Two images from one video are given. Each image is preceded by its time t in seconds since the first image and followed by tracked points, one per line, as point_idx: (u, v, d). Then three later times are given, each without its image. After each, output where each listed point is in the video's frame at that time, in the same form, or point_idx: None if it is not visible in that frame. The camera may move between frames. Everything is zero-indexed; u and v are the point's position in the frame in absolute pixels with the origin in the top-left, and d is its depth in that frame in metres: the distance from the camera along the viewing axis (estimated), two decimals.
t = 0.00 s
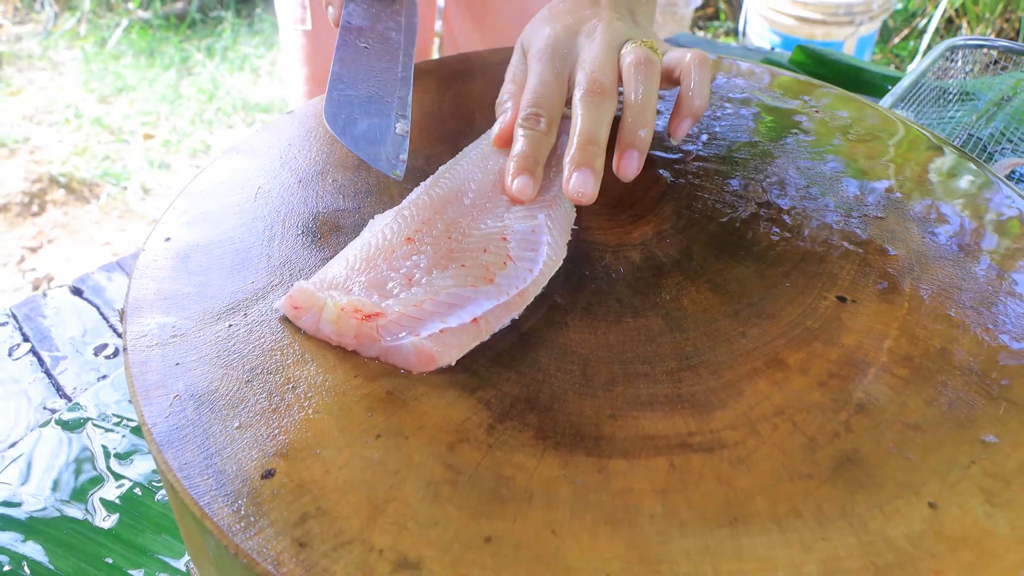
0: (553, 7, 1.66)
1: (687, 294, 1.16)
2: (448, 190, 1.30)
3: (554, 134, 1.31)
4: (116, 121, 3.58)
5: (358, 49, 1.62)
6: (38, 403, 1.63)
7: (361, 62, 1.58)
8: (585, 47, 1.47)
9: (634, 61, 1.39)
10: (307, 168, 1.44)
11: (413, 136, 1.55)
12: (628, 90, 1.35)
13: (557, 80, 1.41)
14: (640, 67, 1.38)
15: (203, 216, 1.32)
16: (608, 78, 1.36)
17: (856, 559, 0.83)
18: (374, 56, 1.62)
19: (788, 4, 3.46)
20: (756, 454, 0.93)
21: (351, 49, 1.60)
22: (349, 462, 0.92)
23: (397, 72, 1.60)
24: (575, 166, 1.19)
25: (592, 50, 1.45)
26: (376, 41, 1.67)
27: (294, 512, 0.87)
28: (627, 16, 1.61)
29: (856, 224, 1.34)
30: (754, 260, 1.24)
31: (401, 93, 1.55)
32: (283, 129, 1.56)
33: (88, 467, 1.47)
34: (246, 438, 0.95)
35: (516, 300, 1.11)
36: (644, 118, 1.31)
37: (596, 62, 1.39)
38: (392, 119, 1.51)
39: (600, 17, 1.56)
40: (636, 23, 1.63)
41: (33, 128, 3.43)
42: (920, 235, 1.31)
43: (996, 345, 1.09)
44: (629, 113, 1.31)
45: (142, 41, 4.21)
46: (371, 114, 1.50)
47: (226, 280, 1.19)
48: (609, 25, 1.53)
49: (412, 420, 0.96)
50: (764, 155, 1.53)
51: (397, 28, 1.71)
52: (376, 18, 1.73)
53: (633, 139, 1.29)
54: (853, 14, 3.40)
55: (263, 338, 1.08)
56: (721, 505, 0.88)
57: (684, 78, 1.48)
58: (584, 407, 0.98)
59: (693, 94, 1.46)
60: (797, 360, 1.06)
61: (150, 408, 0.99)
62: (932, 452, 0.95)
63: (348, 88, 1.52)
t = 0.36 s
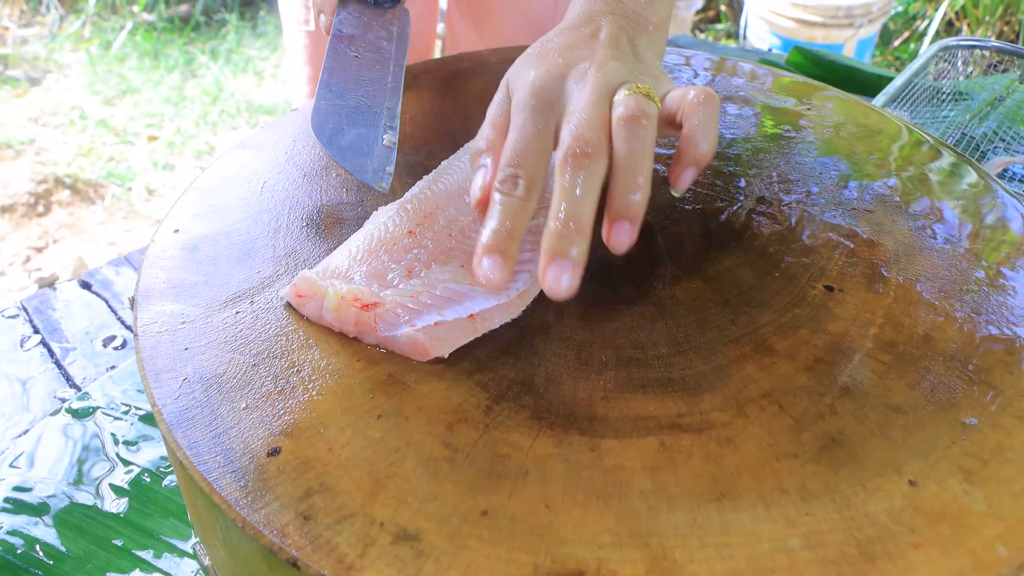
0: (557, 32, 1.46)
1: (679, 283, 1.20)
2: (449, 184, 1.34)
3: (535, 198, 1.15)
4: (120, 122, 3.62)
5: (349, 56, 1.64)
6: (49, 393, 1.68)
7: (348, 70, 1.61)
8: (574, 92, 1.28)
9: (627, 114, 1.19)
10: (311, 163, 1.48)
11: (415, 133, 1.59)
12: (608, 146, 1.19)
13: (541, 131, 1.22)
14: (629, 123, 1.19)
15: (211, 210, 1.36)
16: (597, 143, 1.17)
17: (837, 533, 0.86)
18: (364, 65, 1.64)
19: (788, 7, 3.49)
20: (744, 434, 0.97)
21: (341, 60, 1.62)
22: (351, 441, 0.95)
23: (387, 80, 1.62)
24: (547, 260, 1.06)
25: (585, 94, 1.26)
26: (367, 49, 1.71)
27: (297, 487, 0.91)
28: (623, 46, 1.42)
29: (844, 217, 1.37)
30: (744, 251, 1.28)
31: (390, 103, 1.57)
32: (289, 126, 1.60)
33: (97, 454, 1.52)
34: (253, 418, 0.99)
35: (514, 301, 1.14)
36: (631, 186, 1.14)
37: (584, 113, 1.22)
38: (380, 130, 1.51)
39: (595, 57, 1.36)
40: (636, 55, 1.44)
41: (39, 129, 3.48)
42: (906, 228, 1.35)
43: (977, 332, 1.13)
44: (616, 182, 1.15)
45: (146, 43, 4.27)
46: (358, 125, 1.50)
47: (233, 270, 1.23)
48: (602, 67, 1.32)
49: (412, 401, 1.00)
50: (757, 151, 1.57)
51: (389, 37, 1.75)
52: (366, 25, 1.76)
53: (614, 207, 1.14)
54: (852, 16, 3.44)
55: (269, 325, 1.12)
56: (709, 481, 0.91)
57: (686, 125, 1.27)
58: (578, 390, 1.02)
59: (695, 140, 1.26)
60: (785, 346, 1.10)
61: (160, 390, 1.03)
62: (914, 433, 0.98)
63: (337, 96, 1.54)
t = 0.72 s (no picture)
0: (523, 58, 1.31)
1: (677, 274, 1.25)
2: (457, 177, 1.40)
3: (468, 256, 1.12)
4: (127, 124, 3.68)
5: (330, 94, 1.47)
6: (67, 382, 1.74)
7: (328, 110, 1.44)
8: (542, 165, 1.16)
9: (596, 229, 1.11)
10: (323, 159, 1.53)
11: (422, 130, 1.64)
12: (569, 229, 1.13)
13: (492, 196, 1.13)
14: (598, 241, 1.11)
15: (227, 203, 1.41)
16: (568, 238, 1.09)
17: (827, 506, 0.91)
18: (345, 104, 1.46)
19: (789, 11, 3.54)
20: (738, 415, 1.01)
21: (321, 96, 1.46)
22: (364, 419, 1.00)
23: (367, 119, 1.46)
24: (484, 332, 1.06)
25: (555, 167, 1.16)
26: (351, 85, 1.53)
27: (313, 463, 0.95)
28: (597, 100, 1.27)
29: (838, 212, 1.42)
30: (741, 244, 1.33)
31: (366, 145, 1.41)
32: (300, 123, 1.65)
33: (114, 441, 1.57)
34: (270, 398, 1.04)
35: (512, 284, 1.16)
36: (574, 298, 1.12)
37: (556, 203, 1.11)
38: (350, 176, 1.33)
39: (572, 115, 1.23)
40: (613, 104, 1.30)
41: (48, 131, 3.55)
42: (898, 223, 1.40)
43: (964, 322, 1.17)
44: (561, 290, 1.12)
45: (153, 46, 4.33)
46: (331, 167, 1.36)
47: (249, 260, 1.28)
48: (580, 137, 1.20)
49: (422, 383, 1.05)
50: (755, 149, 1.62)
51: (376, 73, 1.57)
52: (354, 57, 1.59)
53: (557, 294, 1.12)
54: (854, 21, 3.50)
55: (284, 311, 1.17)
56: (704, 458, 0.96)
57: (640, 236, 1.20)
58: (580, 373, 1.07)
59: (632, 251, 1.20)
60: (779, 333, 1.14)
61: (180, 372, 1.08)
62: (901, 415, 1.02)
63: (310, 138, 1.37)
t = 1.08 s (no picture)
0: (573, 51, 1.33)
1: (676, 259, 1.29)
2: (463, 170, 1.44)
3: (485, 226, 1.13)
4: (133, 126, 3.74)
5: (321, 98, 1.41)
6: (83, 371, 1.78)
7: (321, 117, 1.37)
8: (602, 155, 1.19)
9: (585, 228, 1.12)
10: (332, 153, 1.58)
11: (427, 125, 1.68)
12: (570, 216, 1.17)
13: (509, 172, 1.15)
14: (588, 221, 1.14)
15: (239, 195, 1.45)
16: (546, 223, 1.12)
17: (820, 476, 0.95)
18: (336, 109, 1.40)
19: (789, 11, 3.58)
20: (735, 392, 1.05)
21: (312, 101, 1.39)
22: (375, 396, 1.04)
23: (356, 128, 1.38)
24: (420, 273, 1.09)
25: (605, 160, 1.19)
26: (344, 91, 1.46)
27: (326, 438, 0.99)
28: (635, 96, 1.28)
29: (832, 201, 1.46)
30: (738, 231, 1.37)
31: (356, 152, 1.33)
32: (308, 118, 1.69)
33: (128, 428, 1.61)
34: (284, 377, 1.08)
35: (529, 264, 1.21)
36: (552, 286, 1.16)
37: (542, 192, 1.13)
38: (340, 181, 1.28)
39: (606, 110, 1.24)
40: (652, 102, 1.30)
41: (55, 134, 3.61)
42: (891, 211, 1.43)
43: (954, 305, 1.21)
44: (545, 279, 1.15)
45: (158, 49, 4.39)
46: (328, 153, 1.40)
47: (262, 248, 1.32)
48: (599, 136, 1.20)
49: (430, 363, 1.09)
50: (752, 141, 1.66)
51: (366, 76, 1.52)
52: (347, 61, 1.53)
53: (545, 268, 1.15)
54: (854, 21, 3.55)
55: (297, 296, 1.21)
56: (702, 432, 1.00)
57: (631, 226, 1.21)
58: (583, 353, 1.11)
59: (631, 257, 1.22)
60: (774, 316, 1.18)
61: (197, 354, 1.12)
62: (893, 392, 1.06)
63: (301, 143, 1.31)
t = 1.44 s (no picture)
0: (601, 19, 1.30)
1: (676, 253, 1.32)
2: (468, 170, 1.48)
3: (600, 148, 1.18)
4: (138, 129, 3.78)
5: (340, 82, 1.50)
6: (93, 366, 1.82)
7: (334, 91, 1.46)
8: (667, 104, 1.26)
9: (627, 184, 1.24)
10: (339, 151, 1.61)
11: (431, 124, 1.71)
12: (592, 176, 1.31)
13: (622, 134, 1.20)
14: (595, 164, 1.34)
15: (248, 192, 1.49)
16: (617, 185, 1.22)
17: (815, 461, 0.97)
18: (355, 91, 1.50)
19: (790, 14, 3.61)
20: (732, 380, 1.08)
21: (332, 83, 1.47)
22: (382, 384, 1.07)
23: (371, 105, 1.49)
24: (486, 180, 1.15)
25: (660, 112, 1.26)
26: (363, 75, 1.54)
27: (335, 425, 1.02)
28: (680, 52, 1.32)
29: (829, 197, 1.49)
30: (737, 226, 1.40)
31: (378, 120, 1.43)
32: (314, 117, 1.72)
33: (139, 421, 1.64)
34: (293, 366, 1.11)
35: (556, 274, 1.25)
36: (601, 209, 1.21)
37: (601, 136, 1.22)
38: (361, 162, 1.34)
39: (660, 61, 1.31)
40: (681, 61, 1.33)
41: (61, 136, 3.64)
42: (886, 207, 1.46)
43: (947, 297, 1.24)
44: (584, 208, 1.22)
45: (163, 53, 4.44)
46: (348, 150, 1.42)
47: (271, 243, 1.35)
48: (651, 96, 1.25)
49: (436, 352, 1.12)
50: (751, 138, 1.69)
51: (383, 65, 1.59)
52: (360, 51, 1.60)
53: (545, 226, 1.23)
54: (855, 23, 3.58)
55: (305, 288, 1.25)
56: (701, 419, 1.02)
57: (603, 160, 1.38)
58: (585, 343, 1.14)
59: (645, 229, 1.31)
60: (771, 307, 1.21)
61: (209, 344, 1.15)
62: (886, 379, 1.09)
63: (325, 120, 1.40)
